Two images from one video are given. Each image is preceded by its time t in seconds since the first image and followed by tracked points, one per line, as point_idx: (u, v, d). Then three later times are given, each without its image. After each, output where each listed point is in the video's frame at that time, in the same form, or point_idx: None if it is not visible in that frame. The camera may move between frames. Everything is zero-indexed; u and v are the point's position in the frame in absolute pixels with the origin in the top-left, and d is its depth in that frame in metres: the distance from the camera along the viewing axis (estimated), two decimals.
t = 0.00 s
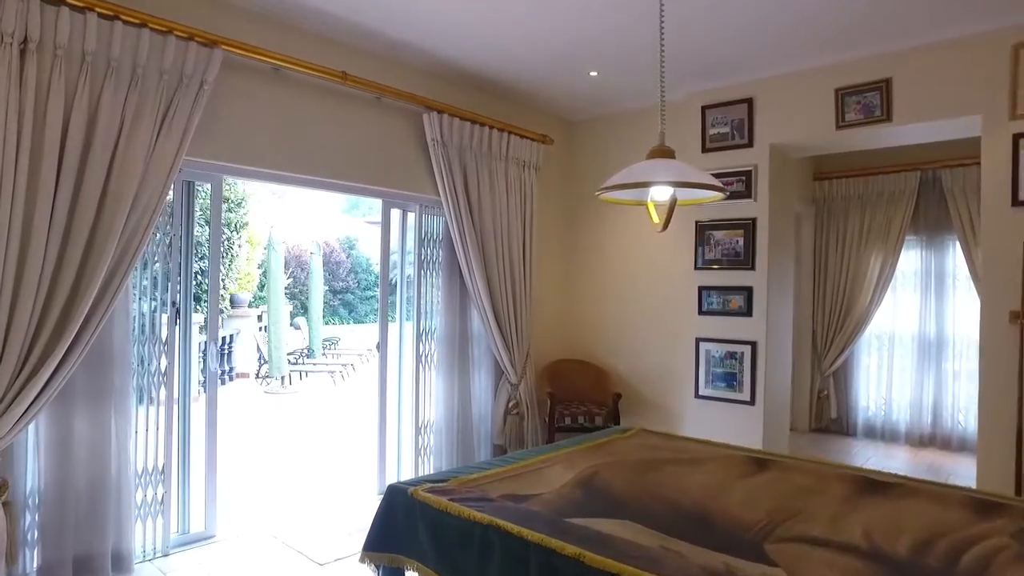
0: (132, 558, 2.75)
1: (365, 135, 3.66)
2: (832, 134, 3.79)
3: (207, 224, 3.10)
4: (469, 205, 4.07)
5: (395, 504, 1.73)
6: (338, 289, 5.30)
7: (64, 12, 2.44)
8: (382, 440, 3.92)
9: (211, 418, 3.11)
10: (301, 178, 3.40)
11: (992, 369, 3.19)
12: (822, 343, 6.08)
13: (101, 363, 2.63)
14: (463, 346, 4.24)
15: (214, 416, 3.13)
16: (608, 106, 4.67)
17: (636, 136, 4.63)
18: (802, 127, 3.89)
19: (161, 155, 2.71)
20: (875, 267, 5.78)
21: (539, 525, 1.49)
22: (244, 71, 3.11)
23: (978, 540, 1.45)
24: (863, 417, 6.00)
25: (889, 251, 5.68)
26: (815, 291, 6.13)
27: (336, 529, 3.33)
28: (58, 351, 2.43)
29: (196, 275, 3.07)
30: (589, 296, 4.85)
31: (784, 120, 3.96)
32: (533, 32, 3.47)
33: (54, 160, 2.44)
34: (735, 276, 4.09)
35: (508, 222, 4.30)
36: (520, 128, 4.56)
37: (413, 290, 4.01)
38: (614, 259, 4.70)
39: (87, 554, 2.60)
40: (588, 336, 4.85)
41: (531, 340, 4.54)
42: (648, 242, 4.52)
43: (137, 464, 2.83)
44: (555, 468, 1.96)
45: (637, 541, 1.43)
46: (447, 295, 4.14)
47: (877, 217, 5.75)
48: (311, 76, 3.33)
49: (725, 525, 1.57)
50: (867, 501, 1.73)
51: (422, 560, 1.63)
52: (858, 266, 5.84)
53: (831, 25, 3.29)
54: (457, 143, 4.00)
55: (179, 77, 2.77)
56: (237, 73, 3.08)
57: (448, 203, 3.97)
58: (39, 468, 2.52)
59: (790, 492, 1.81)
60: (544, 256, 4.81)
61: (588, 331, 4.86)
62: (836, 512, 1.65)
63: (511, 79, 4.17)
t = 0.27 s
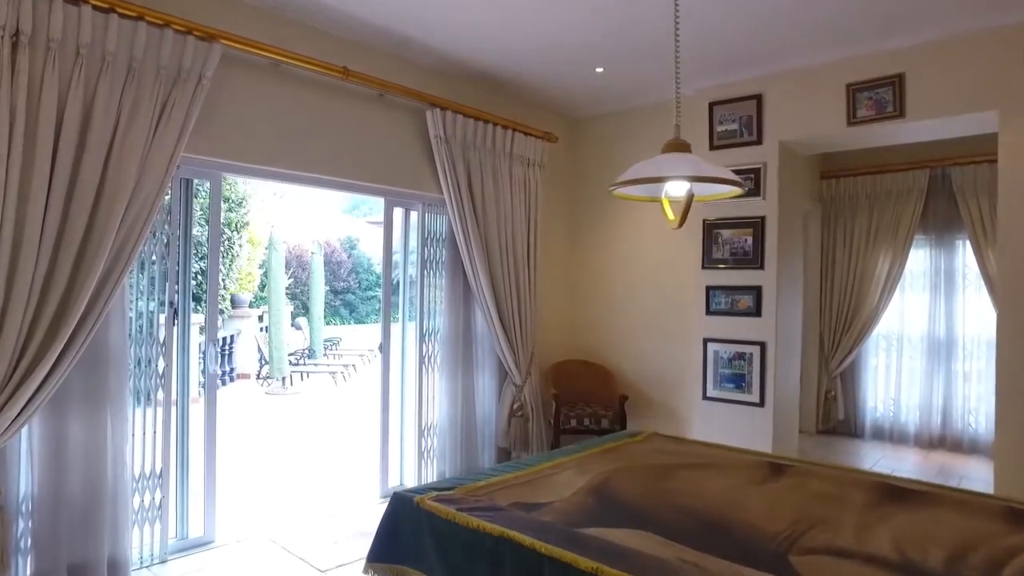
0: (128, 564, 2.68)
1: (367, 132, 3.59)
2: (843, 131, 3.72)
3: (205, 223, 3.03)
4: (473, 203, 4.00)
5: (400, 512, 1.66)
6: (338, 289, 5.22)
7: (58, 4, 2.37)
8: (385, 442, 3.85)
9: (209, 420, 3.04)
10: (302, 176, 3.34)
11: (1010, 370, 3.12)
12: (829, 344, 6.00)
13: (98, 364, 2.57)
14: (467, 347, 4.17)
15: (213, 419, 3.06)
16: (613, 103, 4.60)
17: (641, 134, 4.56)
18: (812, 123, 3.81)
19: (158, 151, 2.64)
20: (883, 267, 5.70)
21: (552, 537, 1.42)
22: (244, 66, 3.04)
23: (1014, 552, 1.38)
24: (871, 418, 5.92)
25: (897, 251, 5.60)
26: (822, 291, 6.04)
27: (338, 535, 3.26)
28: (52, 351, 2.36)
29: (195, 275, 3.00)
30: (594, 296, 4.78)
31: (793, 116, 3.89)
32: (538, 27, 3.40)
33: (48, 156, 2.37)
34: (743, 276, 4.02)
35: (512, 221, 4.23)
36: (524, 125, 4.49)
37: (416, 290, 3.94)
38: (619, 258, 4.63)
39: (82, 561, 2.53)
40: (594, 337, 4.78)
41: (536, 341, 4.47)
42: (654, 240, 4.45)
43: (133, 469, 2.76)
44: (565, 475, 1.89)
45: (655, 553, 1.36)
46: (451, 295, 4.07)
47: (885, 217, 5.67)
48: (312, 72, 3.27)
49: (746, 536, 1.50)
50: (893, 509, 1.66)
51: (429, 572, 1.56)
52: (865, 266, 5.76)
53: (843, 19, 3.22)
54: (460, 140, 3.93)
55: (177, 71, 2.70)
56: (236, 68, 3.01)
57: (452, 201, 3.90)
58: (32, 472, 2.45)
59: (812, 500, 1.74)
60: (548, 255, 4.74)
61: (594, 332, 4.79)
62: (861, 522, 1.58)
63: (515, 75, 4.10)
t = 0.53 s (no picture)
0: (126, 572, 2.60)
1: (370, 128, 3.51)
2: (858, 126, 3.63)
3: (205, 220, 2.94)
4: (478, 201, 3.92)
5: (411, 522, 1.57)
6: (338, 289, 5.14)
7: None
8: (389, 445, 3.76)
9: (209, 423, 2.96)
10: (305, 172, 3.26)
11: None
12: (838, 344, 5.91)
13: (94, 365, 2.48)
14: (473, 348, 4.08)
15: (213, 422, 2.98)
16: (621, 99, 4.51)
17: (649, 130, 4.47)
18: (826, 118, 3.73)
19: (157, 145, 2.56)
20: (893, 266, 5.61)
21: (573, 549, 1.33)
22: (244, 59, 2.96)
23: None
24: (881, 420, 5.84)
25: (907, 250, 5.51)
26: (831, 290, 5.95)
27: (341, 539, 3.17)
28: (45, 352, 2.28)
29: (194, 273, 2.92)
30: (601, 295, 4.70)
31: (806, 111, 3.80)
32: (546, 20, 3.32)
33: (42, 149, 2.29)
34: (754, 274, 3.93)
35: (518, 218, 4.15)
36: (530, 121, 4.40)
37: (421, 289, 3.86)
38: (627, 257, 4.55)
39: (77, 569, 2.45)
40: (601, 337, 4.70)
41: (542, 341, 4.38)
42: (663, 239, 4.36)
43: (131, 473, 2.67)
44: (581, 482, 1.80)
45: (684, 567, 1.27)
46: (456, 294, 3.98)
47: (895, 215, 5.58)
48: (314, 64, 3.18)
49: (779, 549, 1.41)
50: (929, 518, 1.57)
51: None
52: (875, 265, 5.67)
53: (860, 10, 3.13)
54: (466, 136, 3.85)
55: (176, 62, 2.62)
56: (236, 61, 2.93)
57: (457, 198, 3.82)
58: (25, 478, 2.36)
59: (843, 508, 1.65)
60: (554, 254, 4.66)
61: (601, 332, 4.70)
62: (897, 532, 1.50)
63: (521, 69, 4.01)
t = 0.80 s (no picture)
0: None
1: (374, 124, 3.41)
2: (875, 122, 3.53)
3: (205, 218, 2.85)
4: (485, 199, 3.82)
5: (424, 538, 1.48)
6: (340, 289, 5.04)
7: None
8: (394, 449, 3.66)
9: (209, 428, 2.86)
10: (307, 169, 3.16)
11: None
12: (848, 345, 5.80)
13: (89, 369, 2.39)
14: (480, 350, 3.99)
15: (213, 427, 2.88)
16: (629, 95, 4.41)
17: (658, 127, 4.37)
18: (842, 114, 3.63)
19: (154, 140, 2.47)
20: (905, 266, 5.52)
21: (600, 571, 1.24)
22: (245, 53, 2.86)
23: None
24: (893, 422, 5.74)
25: (920, 249, 5.42)
26: (841, 290, 5.85)
27: (345, 547, 3.07)
28: (37, 356, 2.18)
29: (193, 274, 2.82)
30: (610, 296, 4.60)
31: (821, 107, 3.71)
32: (555, 13, 3.22)
33: (34, 144, 2.19)
34: (768, 274, 3.84)
35: (526, 217, 4.05)
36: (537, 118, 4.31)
37: (426, 289, 3.77)
38: (636, 257, 4.45)
39: None
40: (609, 338, 4.60)
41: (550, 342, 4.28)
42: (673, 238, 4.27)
43: (128, 481, 2.58)
44: (601, 494, 1.70)
45: None
46: (463, 294, 3.88)
47: (907, 213, 5.47)
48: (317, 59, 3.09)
49: (821, 571, 1.32)
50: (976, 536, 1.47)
51: None
52: (887, 265, 5.57)
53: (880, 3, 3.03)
54: (472, 133, 3.75)
55: (175, 54, 2.53)
56: (236, 55, 2.83)
57: (464, 197, 3.72)
58: (17, 487, 2.27)
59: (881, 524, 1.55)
60: (562, 254, 4.56)
61: (609, 333, 4.60)
62: (943, 551, 1.40)
63: (528, 65, 3.91)
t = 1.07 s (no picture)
0: None
1: (378, 120, 3.32)
2: (892, 118, 3.44)
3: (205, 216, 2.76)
4: (492, 197, 3.73)
5: (439, 560, 1.40)
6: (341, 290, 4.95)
7: None
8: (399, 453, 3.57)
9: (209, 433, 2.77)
10: (310, 166, 3.08)
11: None
12: (859, 348, 5.70)
13: (84, 372, 2.30)
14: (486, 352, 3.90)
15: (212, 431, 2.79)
16: (637, 91, 4.32)
17: (667, 124, 4.27)
18: (858, 110, 3.54)
19: (152, 135, 2.38)
20: (916, 266, 5.42)
21: None
22: (245, 45, 2.77)
23: None
24: (904, 424, 5.66)
25: (932, 249, 5.32)
26: (851, 291, 5.75)
27: (350, 556, 2.98)
28: (29, 361, 2.09)
29: (193, 274, 2.73)
30: (618, 296, 4.51)
31: (836, 103, 3.61)
32: (564, 6, 3.12)
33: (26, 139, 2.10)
34: (781, 274, 3.74)
35: (533, 215, 3.96)
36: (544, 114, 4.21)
37: (432, 289, 3.67)
38: (645, 256, 4.36)
39: None
40: (617, 339, 4.51)
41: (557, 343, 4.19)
42: (683, 237, 4.18)
43: (125, 489, 2.49)
44: (623, 508, 1.61)
45: None
46: (469, 294, 3.79)
47: (919, 212, 5.37)
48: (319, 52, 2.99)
49: None
50: None
51: None
52: (898, 267, 5.47)
53: None
54: (478, 129, 3.66)
55: (173, 46, 2.44)
56: (236, 48, 2.74)
57: (470, 195, 3.63)
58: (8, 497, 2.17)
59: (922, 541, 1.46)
60: (569, 253, 4.48)
61: (617, 334, 4.51)
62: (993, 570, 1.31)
63: (535, 59, 3.82)
